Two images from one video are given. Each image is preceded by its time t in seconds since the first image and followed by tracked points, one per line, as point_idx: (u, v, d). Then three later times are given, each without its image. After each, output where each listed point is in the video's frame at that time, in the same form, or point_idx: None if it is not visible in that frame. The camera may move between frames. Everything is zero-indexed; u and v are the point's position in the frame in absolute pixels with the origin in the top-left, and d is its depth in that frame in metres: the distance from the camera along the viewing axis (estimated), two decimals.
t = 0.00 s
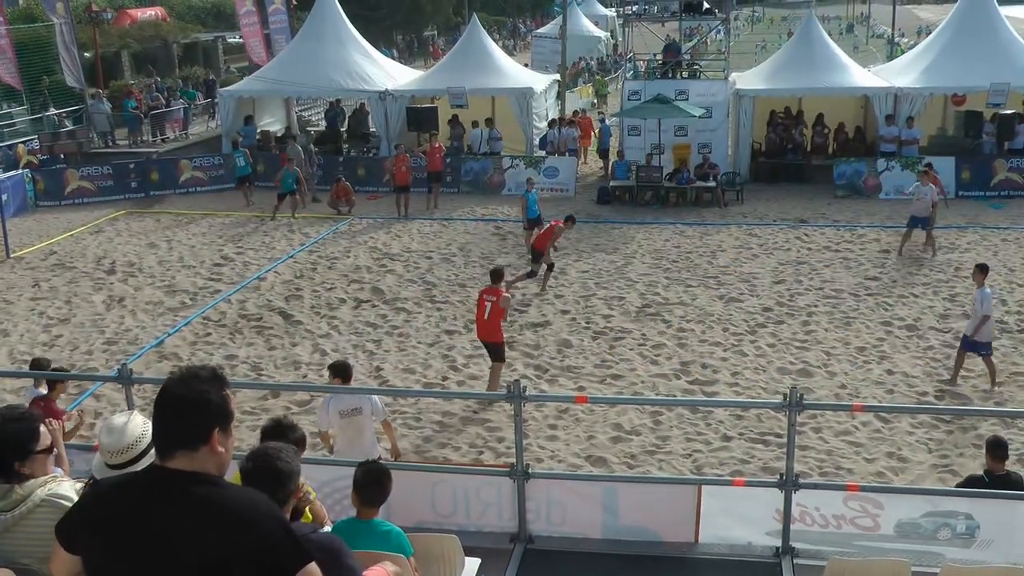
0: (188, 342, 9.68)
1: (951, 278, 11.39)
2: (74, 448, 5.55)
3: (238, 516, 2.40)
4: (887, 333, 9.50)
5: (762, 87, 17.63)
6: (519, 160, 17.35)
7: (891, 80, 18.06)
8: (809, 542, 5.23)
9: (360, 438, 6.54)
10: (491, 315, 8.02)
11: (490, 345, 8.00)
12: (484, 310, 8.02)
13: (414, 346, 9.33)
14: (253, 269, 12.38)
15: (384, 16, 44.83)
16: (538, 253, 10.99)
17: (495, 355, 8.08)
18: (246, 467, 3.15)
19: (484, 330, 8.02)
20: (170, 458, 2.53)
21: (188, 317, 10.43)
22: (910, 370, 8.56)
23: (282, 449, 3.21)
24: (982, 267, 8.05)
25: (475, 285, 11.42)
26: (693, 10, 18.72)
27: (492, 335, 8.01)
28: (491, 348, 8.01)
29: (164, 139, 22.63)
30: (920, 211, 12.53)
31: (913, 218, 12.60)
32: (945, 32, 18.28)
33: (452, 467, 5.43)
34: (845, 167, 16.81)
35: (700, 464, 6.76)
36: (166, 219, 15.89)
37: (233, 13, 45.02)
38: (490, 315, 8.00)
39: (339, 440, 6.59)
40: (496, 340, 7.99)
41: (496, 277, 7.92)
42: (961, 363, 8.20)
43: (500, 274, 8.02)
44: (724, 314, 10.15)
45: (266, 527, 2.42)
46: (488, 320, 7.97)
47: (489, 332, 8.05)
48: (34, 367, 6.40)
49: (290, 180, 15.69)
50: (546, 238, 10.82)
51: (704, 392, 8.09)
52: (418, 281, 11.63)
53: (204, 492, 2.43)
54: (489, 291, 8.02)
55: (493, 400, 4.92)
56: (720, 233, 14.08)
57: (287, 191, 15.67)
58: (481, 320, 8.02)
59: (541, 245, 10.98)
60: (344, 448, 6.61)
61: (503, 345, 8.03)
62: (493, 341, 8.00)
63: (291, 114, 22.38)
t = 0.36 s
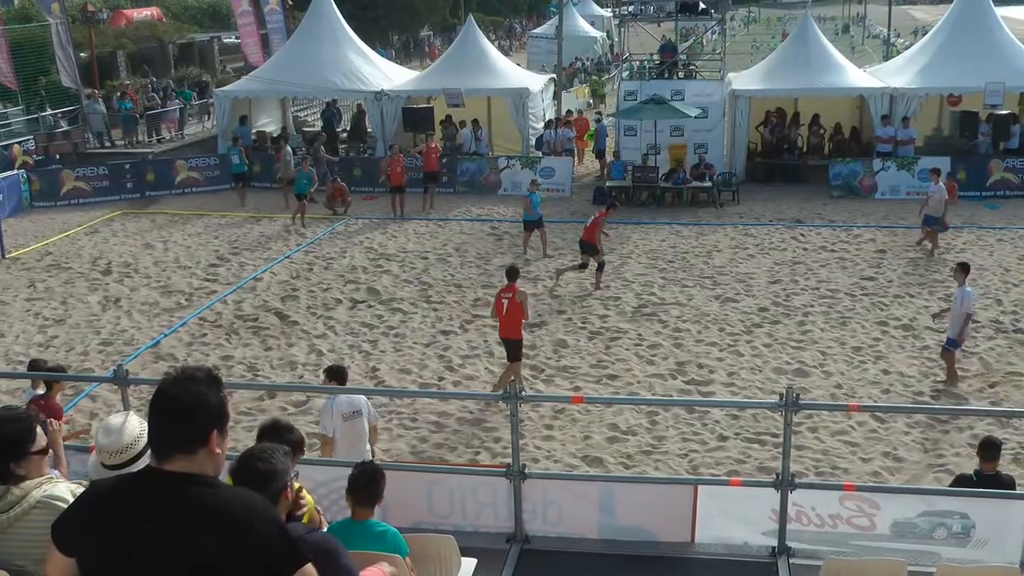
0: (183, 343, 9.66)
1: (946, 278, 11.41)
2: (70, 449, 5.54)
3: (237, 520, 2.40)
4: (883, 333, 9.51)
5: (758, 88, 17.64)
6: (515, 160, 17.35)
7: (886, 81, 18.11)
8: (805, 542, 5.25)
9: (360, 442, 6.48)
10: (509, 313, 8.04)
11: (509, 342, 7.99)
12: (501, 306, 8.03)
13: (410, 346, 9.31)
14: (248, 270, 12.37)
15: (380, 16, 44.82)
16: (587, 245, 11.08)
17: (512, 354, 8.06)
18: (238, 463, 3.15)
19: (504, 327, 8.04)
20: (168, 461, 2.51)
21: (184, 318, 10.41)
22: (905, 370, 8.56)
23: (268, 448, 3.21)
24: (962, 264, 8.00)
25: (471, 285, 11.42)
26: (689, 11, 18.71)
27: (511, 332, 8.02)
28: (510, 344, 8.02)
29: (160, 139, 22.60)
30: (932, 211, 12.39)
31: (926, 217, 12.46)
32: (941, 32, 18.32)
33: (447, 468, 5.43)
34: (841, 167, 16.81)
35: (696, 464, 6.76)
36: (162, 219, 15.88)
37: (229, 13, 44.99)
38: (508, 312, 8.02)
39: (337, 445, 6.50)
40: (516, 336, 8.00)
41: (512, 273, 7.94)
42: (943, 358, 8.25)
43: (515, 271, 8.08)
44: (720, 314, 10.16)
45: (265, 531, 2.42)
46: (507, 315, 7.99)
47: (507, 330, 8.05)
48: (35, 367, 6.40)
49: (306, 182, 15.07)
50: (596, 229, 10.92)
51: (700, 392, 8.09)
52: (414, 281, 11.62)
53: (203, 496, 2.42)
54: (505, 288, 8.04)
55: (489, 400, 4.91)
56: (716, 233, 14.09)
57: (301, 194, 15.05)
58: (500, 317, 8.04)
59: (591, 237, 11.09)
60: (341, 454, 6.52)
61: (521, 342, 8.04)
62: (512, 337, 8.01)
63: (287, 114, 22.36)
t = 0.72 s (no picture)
0: (173, 346, 9.62)
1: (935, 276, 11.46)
2: (60, 454, 5.51)
3: (224, 524, 2.39)
4: (873, 331, 9.55)
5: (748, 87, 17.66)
6: (504, 160, 17.33)
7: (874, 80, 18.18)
8: (796, 539, 5.32)
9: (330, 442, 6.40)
10: (514, 310, 8.04)
11: (512, 340, 8.03)
12: (506, 305, 8.02)
13: (401, 348, 9.30)
14: (238, 272, 12.32)
15: (369, 18, 44.74)
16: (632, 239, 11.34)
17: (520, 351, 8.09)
18: (227, 465, 3.16)
19: (507, 325, 8.05)
20: (156, 465, 2.50)
21: (174, 321, 10.37)
22: (895, 367, 8.59)
23: (256, 449, 3.22)
24: (950, 263, 8.02)
25: (461, 286, 11.41)
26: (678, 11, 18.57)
27: (515, 330, 8.05)
28: (513, 343, 8.06)
29: (148, 141, 22.51)
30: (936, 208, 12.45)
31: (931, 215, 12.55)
32: (929, 31, 18.40)
33: (437, 469, 5.45)
34: (830, 166, 16.84)
35: (687, 463, 6.76)
36: (151, 222, 15.81)
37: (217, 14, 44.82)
38: (513, 310, 8.01)
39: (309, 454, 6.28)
40: (518, 335, 8.01)
41: (514, 273, 7.89)
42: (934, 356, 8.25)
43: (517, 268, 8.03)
44: (710, 313, 10.18)
45: (252, 535, 2.41)
46: (511, 315, 7.99)
47: (511, 329, 8.05)
48: (25, 371, 6.38)
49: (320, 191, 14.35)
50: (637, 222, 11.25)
51: (691, 391, 8.10)
52: (404, 283, 11.59)
53: (191, 500, 2.41)
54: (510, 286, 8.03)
55: (480, 401, 4.94)
56: (706, 232, 14.13)
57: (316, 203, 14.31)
58: (503, 316, 8.03)
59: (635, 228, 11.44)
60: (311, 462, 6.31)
61: (525, 339, 8.07)
62: (515, 336, 8.03)
63: (275, 115, 22.30)
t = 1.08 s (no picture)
0: (151, 352, 9.55)
1: (911, 271, 11.55)
2: (35, 463, 5.46)
3: (201, 529, 2.37)
4: (851, 327, 9.61)
5: (724, 86, 17.74)
6: (482, 161, 17.32)
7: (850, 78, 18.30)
8: (777, 535, 5.42)
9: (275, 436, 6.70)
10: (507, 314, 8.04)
11: (499, 344, 8.01)
12: (502, 308, 8.03)
13: (380, 350, 9.27)
14: (215, 276, 12.25)
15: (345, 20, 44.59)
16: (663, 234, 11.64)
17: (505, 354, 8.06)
18: (195, 474, 3.14)
19: (496, 327, 8.04)
20: (133, 471, 2.48)
21: (151, 326, 10.28)
22: (873, 362, 8.64)
23: (226, 458, 3.20)
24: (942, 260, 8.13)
25: (440, 287, 11.39)
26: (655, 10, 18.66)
27: (506, 334, 8.04)
28: (501, 346, 8.05)
29: (123, 144, 22.33)
30: (921, 207, 12.44)
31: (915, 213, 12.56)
32: (903, 30, 18.55)
33: (418, 470, 5.48)
34: (807, 164, 16.90)
35: (668, 461, 6.77)
36: (126, 226, 15.68)
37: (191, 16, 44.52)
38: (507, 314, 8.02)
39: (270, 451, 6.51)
40: (506, 337, 8.00)
41: (506, 275, 7.90)
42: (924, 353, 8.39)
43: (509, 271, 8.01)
44: (689, 311, 10.21)
45: (229, 540, 2.39)
46: (506, 318, 8.00)
47: (499, 331, 8.03)
48: None
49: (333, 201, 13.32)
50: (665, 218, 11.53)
51: (671, 389, 8.13)
52: (383, 284, 11.56)
53: (168, 505, 2.39)
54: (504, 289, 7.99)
55: (461, 401, 4.98)
56: (684, 231, 14.19)
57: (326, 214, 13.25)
58: (498, 319, 8.05)
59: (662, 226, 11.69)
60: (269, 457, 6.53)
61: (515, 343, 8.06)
62: (504, 340, 8.02)
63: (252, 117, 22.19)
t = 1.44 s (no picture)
0: (108, 358, 9.41)
1: (867, 267, 11.69)
2: None
3: (161, 537, 2.33)
4: (809, 323, 9.71)
5: (681, 86, 17.89)
6: (441, 162, 17.32)
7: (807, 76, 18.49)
8: (738, 530, 5.46)
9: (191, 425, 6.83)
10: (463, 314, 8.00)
11: (457, 347, 7.98)
12: (458, 309, 7.99)
13: (340, 352, 9.20)
14: (173, 281, 12.09)
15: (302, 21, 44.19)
16: (663, 224, 12.13)
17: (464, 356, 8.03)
18: (152, 483, 3.09)
19: (453, 329, 8.01)
20: (91, 480, 2.44)
21: (108, 332, 10.12)
22: (832, 357, 8.73)
23: (185, 465, 3.16)
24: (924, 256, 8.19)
25: (399, 289, 11.34)
26: (611, 10, 18.76)
27: (463, 336, 8.01)
28: (460, 348, 8.01)
29: (78, 148, 21.98)
30: (884, 203, 12.55)
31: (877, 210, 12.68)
32: (859, 29, 18.78)
33: (379, 473, 5.46)
34: (764, 162, 17.11)
35: (629, 459, 6.79)
36: (82, 231, 15.42)
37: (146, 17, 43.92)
38: (461, 314, 7.98)
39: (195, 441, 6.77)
40: (465, 340, 7.98)
41: (466, 277, 7.85)
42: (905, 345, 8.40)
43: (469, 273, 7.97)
44: (648, 309, 10.26)
45: (190, 548, 2.34)
46: (461, 321, 7.97)
47: (454, 333, 7.99)
48: None
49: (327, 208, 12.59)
50: (665, 208, 12.06)
51: (631, 387, 8.15)
52: (341, 287, 11.48)
53: (127, 514, 2.34)
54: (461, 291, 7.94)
55: (422, 403, 4.99)
56: (643, 229, 14.26)
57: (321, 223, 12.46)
58: (454, 320, 8.01)
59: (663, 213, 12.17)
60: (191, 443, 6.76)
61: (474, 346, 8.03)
62: (462, 342, 7.99)
63: (208, 120, 21.97)
